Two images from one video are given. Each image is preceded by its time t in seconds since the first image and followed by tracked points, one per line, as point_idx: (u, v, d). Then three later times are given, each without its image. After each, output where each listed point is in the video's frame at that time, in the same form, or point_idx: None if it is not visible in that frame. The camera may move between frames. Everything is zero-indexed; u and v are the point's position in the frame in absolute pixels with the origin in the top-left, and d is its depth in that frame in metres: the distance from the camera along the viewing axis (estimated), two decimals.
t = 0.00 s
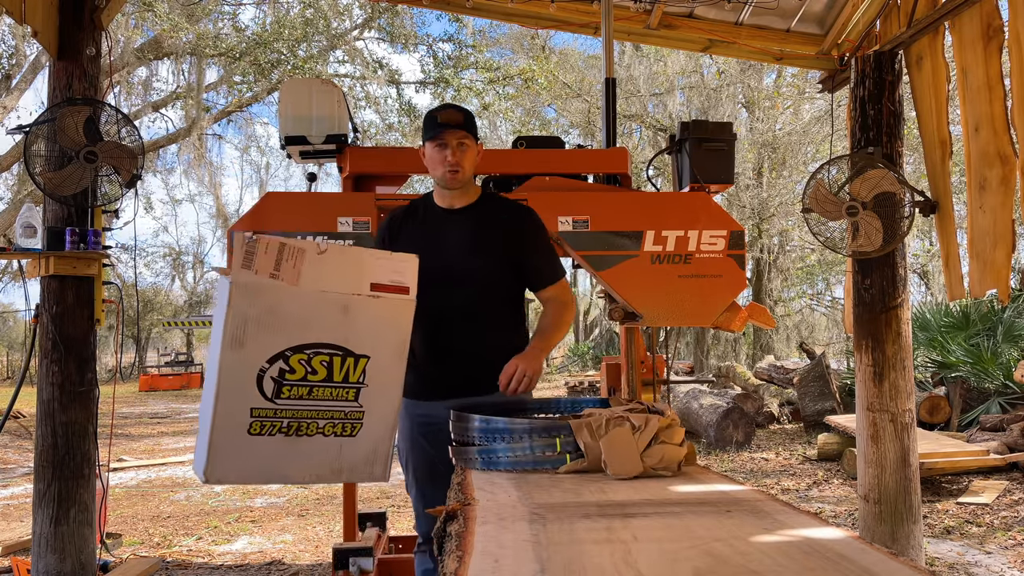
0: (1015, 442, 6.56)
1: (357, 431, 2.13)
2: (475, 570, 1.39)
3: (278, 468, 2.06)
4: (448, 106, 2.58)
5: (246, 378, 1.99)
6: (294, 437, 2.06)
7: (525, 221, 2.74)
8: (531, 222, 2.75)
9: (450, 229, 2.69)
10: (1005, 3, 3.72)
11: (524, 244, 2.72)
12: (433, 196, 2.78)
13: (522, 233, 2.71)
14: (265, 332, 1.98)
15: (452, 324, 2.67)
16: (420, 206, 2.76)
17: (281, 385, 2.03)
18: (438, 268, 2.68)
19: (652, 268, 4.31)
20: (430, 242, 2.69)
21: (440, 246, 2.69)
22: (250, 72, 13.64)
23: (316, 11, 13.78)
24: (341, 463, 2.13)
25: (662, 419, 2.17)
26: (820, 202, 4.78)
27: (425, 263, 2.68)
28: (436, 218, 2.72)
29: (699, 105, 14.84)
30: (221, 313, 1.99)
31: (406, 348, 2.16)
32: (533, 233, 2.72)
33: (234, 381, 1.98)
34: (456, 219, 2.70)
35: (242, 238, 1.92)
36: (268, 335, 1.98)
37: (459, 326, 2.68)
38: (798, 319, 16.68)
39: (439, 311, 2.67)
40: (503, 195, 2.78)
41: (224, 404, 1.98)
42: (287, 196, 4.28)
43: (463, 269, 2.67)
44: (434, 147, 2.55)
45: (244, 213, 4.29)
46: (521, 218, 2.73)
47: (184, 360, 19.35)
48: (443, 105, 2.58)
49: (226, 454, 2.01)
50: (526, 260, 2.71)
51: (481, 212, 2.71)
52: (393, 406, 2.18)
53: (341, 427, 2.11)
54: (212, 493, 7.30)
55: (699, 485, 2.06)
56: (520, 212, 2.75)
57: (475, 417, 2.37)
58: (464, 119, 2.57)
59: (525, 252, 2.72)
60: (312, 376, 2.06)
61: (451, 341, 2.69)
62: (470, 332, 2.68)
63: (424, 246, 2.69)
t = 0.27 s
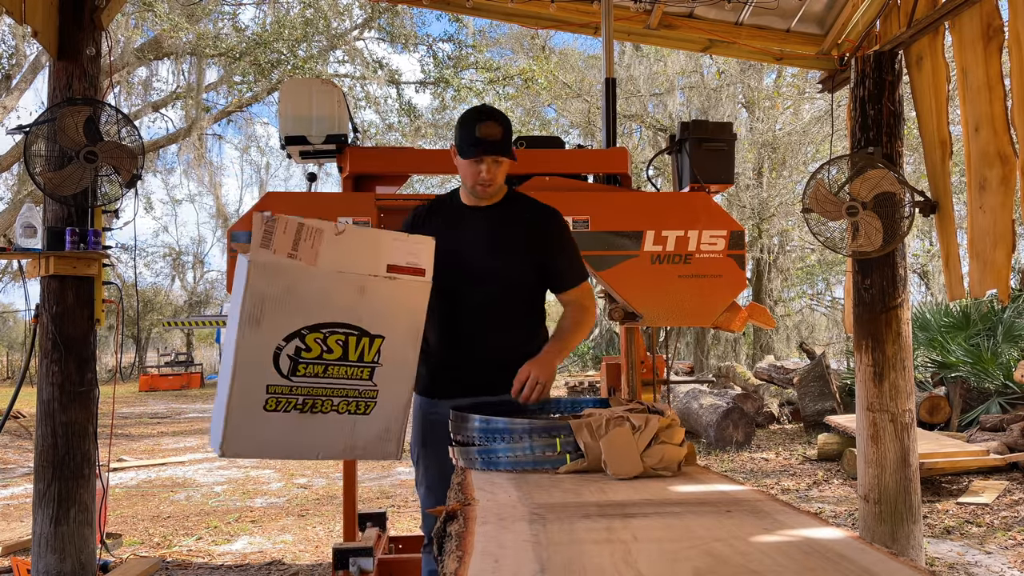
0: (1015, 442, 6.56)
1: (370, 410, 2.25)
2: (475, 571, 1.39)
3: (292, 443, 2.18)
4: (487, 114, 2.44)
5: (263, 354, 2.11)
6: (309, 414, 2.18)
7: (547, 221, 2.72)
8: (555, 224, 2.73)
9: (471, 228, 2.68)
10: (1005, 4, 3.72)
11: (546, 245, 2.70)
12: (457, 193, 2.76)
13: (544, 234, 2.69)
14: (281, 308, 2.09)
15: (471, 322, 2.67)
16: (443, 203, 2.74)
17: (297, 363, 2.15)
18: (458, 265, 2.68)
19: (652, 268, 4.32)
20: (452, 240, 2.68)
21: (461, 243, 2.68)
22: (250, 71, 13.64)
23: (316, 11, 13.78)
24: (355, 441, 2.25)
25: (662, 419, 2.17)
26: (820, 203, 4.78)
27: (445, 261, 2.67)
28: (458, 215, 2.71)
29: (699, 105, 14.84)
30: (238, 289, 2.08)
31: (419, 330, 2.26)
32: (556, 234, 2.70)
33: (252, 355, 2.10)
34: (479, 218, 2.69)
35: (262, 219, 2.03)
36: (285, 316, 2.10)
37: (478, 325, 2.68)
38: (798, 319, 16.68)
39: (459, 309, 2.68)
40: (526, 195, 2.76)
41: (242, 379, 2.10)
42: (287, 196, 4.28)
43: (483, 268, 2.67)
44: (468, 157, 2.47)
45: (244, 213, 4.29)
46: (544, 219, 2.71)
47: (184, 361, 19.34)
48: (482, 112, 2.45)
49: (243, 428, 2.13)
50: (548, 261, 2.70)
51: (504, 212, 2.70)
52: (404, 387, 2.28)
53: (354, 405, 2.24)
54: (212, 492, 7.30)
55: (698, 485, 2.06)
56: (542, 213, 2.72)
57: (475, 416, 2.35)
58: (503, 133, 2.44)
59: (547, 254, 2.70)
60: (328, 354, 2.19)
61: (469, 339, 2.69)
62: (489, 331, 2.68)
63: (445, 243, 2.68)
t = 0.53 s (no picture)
0: (1015, 442, 6.56)
1: (378, 385, 2.35)
2: (475, 571, 1.38)
3: (297, 410, 2.28)
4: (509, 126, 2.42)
5: (268, 317, 2.21)
6: (316, 382, 2.29)
7: (569, 222, 2.67)
8: (577, 227, 2.68)
9: (492, 228, 2.64)
10: (1006, 4, 3.71)
11: (567, 248, 2.65)
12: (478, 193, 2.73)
13: (565, 237, 2.65)
14: (286, 274, 2.20)
15: (491, 322, 2.66)
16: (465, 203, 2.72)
17: (303, 329, 2.26)
18: (478, 265, 2.65)
19: (652, 268, 4.32)
20: (472, 240, 2.65)
21: (481, 244, 2.65)
22: (250, 71, 13.62)
23: (316, 11, 13.79)
24: (364, 416, 2.35)
25: (662, 419, 2.17)
26: (820, 203, 4.78)
27: (465, 261, 2.65)
28: (479, 216, 2.68)
29: (699, 105, 14.83)
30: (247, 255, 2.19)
31: (427, 304, 2.36)
32: (577, 238, 2.65)
33: (258, 316, 2.20)
34: (499, 219, 2.65)
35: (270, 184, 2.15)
36: (291, 279, 2.20)
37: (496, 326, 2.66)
38: (798, 319, 16.67)
39: (479, 309, 2.67)
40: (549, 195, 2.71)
41: (250, 340, 2.20)
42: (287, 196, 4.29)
43: (503, 268, 2.64)
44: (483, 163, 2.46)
45: (243, 213, 4.30)
46: (566, 221, 2.67)
47: (184, 361, 19.33)
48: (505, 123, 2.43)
49: (247, 392, 2.23)
50: (568, 265, 2.65)
51: (526, 213, 2.66)
52: (409, 362, 2.39)
53: (362, 378, 2.35)
54: (212, 493, 7.30)
55: (698, 485, 2.06)
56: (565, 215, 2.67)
57: (475, 416, 2.35)
58: (519, 143, 2.41)
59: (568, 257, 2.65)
60: (335, 323, 2.29)
61: (487, 339, 2.68)
62: (508, 332, 2.67)
63: (465, 244, 2.65)
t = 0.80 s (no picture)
0: (1015, 442, 6.56)
1: (397, 386, 2.67)
2: (475, 571, 1.38)
3: (319, 409, 2.57)
4: (520, 133, 2.37)
5: (286, 325, 2.50)
6: (335, 386, 2.59)
7: (583, 222, 2.63)
8: (592, 229, 2.63)
9: (505, 230, 2.63)
10: (1005, 4, 3.71)
11: (582, 250, 2.61)
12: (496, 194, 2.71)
13: (580, 238, 2.61)
14: (301, 277, 2.49)
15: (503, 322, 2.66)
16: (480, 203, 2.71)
17: (320, 333, 2.56)
18: (491, 267, 2.64)
19: (652, 268, 4.32)
20: (486, 241, 2.65)
21: (494, 246, 2.64)
22: (250, 71, 13.61)
23: (316, 11, 13.78)
24: (385, 419, 2.65)
25: (662, 419, 2.17)
26: (820, 203, 4.78)
27: (478, 262, 2.65)
28: (494, 217, 2.67)
29: (699, 105, 14.83)
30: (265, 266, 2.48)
31: (437, 305, 2.70)
32: (592, 240, 2.61)
33: (279, 323, 2.49)
34: (513, 220, 2.63)
35: (282, 192, 2.41)
36: (305, 285, 2.49)
37: (509, 328, 2.66)
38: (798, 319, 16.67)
39: (492, 309, 2.67)
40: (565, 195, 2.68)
41: (272, 347, 2.49)
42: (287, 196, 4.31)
43: (516, 269, 2.63)
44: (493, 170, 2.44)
45: (244, 213, 4.31)
46: (581, 223, 2.63)
47: (184, 361, 19.32)
48: (514, 128, 2.38)
49: (268, 395, 2.51)
50: (582, 268, 2.61)
51: (541, 214, 2.63)
52: (425, 364, 2.71)
53: (379, 381, 2.65)
54: (212, 493, 7.30)
55: (698, 485, 2.06)
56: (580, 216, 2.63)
57: (476, 417, 2.35)
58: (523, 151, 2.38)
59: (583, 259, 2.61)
60: (351, 325, 2.60)
61: (500, 340, 2.68)
62: (521, 333, 2.66)
63: (478, 245, 2.64)
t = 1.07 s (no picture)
0: (1015, 442, 6.57)
1: (390, 462, 2.72)
2: (475, 570, 1.39)
3: (316, 496, 2.66)
4: (520, 131, 2.35)
5: (275, 414, 2.61)
6: (327, 470, 2.67)
7: (582, 222, 2.64)
8: (591, 227, 2.63)
9: (505, 231, 2.64)
10: (1006, 3, 3.71)
11: (582, 249, 2.61)
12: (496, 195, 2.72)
13: (579, 238, 2.61)
14: (284, 367, 2.60)
15: (504, 326, 2.66)
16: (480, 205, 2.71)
17: (309, 419, 2.65)
18: (492, 269, 2.65)
19: (651, 268, 4.32)
20: (487, 243, 2.66)
21: (495, 247, 2.65)
22: (250, 71, 13.61)
23: (316, 11, 13.78)
24: (381, 494, 2.72)
25: (662, 419, 2.16)
26: (821, 203, 4.79)
27: (479, 264, 2.65)
28: (494, 218, 2.67)
29: (699, 105, 14.84)
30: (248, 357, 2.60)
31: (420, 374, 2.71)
32: (591, 239, 2.61)
33: (267, 413, 2.61)
34: (513, 221, 2.64)
35: (258, 280, 2.55)
36: (290, 373, 2.61)
37: (511, 330, 2.66)
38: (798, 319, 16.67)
39: (493, 313, 2.67)
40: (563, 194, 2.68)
41: (262, 442, 2.60)
42: (288, 196, 4.35)
43: (517, 270, 2.63)
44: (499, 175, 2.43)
45: (244, 213, 4.33)
46: (581, 222, 2.63)
47: (184, 361, 19.33)
48: (513, 129, 2.35)
49: (266, 493, 2.62)
50: (581, 267, 2.61)
51: (540, 214, 2.63)
52: (416, 436, 2.74)
53: (373, 459, 2.71)
54: (212, 492, 7.30)
55: (698, 485, 2.06)
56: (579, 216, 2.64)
57: (477, 416, 2.38)
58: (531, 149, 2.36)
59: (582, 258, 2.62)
60: (338, 407, 2.67)
61: (503, 342, 2.69)
62: (523, 334, 2.66)
63: (480, 247, 2.66)
